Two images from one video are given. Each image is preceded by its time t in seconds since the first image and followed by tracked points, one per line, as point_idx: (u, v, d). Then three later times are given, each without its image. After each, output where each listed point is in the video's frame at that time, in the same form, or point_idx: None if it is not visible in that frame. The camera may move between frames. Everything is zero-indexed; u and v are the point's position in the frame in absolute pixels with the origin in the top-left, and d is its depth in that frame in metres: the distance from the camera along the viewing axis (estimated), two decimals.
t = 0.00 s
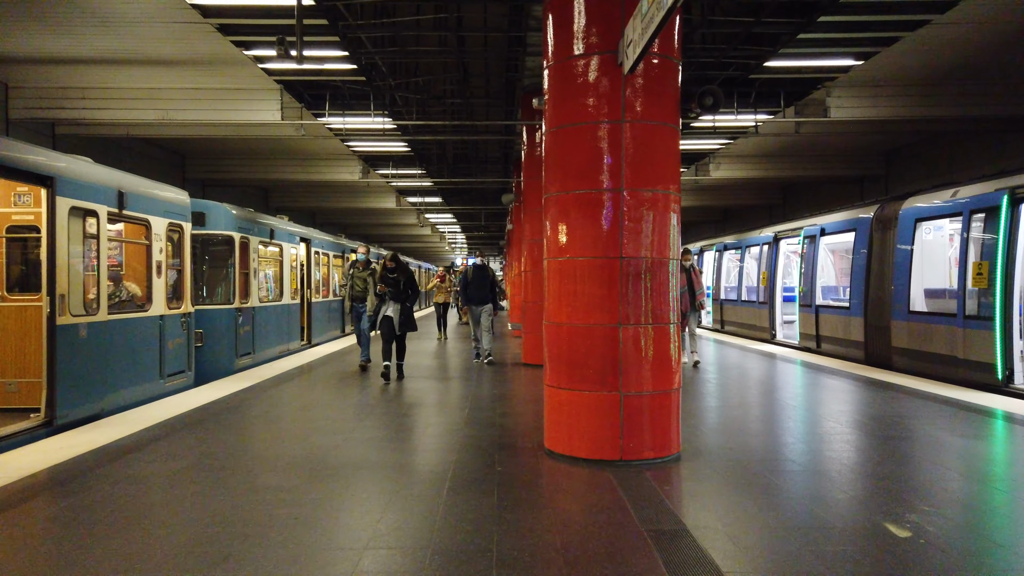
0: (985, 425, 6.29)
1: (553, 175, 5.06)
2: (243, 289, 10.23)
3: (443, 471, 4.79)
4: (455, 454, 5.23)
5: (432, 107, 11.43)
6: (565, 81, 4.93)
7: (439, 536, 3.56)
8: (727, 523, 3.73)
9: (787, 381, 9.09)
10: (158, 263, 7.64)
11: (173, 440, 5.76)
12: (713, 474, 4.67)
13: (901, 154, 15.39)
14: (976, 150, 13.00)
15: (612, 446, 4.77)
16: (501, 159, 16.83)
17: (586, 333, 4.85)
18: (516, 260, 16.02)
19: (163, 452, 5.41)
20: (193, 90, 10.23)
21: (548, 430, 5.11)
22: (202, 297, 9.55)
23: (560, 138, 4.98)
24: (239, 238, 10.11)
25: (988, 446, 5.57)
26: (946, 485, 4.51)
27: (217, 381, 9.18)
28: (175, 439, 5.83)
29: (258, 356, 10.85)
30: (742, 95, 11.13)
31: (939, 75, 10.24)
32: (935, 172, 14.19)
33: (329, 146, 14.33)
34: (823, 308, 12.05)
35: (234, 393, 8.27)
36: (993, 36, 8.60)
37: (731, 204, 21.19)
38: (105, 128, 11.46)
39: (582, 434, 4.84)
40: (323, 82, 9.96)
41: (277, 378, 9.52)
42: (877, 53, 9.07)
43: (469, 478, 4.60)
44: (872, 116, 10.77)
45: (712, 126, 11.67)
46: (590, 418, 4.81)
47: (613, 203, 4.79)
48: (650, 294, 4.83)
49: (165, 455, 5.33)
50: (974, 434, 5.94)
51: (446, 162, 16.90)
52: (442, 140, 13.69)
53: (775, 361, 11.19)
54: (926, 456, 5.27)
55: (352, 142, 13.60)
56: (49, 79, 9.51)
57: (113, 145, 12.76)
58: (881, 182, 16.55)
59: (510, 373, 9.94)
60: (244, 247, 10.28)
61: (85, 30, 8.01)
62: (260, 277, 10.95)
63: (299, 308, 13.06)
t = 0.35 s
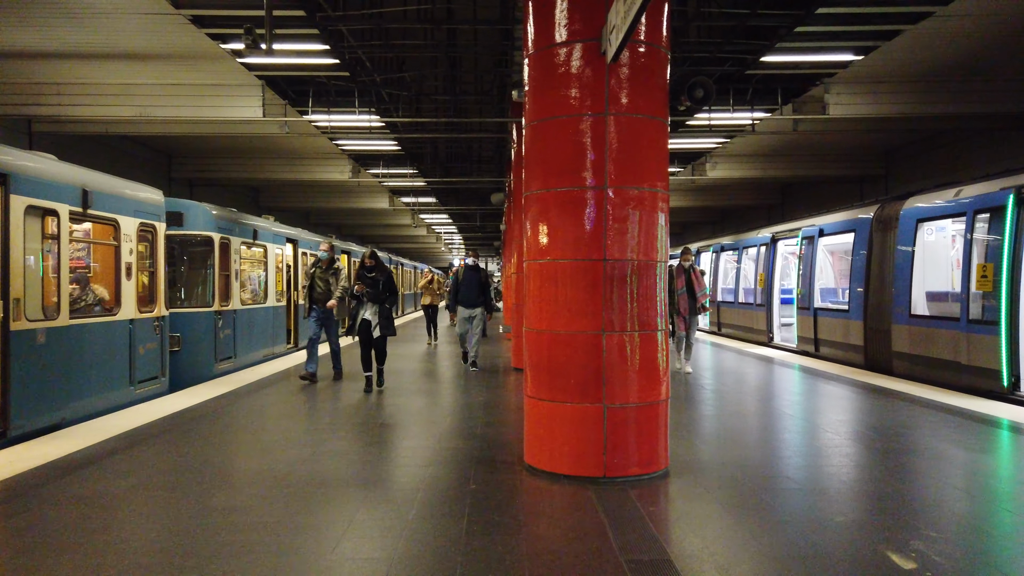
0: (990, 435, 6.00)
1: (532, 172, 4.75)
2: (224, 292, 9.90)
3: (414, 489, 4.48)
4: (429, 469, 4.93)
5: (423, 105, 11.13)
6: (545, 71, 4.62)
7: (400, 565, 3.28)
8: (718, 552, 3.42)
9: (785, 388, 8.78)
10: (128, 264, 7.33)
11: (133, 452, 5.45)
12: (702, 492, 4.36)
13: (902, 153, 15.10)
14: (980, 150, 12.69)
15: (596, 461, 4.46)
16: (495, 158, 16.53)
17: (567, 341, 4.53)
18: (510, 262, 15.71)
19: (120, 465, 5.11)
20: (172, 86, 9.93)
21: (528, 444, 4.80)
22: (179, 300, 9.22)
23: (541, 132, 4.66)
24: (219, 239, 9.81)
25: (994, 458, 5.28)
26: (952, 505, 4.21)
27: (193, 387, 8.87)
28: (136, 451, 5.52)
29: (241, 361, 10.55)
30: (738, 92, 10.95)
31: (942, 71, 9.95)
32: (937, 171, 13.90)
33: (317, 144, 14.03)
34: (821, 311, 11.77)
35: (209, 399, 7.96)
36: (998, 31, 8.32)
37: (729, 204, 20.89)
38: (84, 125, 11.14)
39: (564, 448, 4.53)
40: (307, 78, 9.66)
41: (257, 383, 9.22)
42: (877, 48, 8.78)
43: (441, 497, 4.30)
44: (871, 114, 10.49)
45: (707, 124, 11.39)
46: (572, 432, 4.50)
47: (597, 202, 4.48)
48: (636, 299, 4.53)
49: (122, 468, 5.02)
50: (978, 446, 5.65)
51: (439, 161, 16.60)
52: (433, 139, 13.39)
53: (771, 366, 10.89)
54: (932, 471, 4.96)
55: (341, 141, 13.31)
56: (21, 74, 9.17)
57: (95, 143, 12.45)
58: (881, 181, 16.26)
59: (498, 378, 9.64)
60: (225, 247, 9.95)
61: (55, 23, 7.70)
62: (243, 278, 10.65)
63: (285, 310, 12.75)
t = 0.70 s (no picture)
0: (988, 442, 5.80)
1: (509, 166, 4.51)
2: (205, 293, 9.66)
3: (384, 501, 4.24)
4: (401, 479, 4.69)
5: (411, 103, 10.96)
6: (522, 59, 4.39)
7: None
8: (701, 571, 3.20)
9: (779, 391, 8.55)
10: (100, 265, 7.10)
11: (95, 460, 5.20)
12: (688, 505, 4.14)
13: (899, 153, 14.91)
14: (978, 149, 12.50)
15: (575, 471, 4.23)
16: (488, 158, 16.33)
17: (545, 344, 4.30)
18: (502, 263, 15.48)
19: (77, 474, 4.85)
20: (152, 82, 9.69)
21: (505, 453, 4.56)
22: (158, 302, 8.97)
23: (518, 124, 4.42)
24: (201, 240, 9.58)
25: (993, 467, 5.08)
26: (951, 518, 4.00)
27: (172, 391, 8.62)
28: (98, 458, 5.27)
29: (223, 364, 10.31)
30: (732, 90, 10.89)
31: (939, 67, 9.75)
32: (935, 171, 13.71)
33: (306, 143, 13.81)
34: (817, 313, 11.55)
35: (185, 404, 7.72)
36: (997, 25, 8.13)
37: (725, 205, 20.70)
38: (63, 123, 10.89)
39: (542, 457, 4.29)
40: (291, 74, 9.45)
41: (238, 387, 8.99)
42: (874, 43, 8.58)
43: (411, 510, 4.06)
44: (867, 112, 10.29)
45: (702, 122, 11.18)
46: (550, 441, 4.27)
47: (576, 197, 4.26)
48: (617, 300, 4.31)
49: (79, 478, 4.77)
50: (976, 452, 5.45)
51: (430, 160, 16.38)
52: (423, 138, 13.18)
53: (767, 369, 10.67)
54: (930, 481, 4.74)
55: (329, 140, 13.10)
56: None
57: (77, 141, 12.21)
58: (878, 181, 16.08)
59: (486, 382, 9.41)
60: (206, 247, 9.72)
61: (25, 16, 7.47)
62: (226, 279, 10.41)
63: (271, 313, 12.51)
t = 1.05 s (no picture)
0: (986, 450, 5.63)
1: (486, 164, 4.32)
2: (189, 296, 9.48)
3: (355, 514, 4.06)
4: (376, 489, 4.51)
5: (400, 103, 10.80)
6: (499, 52, 4.21)
7: None
8: None
9: (773, 397, 8.37)
10: (75, 267, 6.92)
11: (60, 469, 5.02)
12: (673, 518, 3.97)
13: (897, 153, 14.76)
14: (976, 150, 12.34)
15: (555, 483, 4.05)
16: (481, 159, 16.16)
17: (523, 350, 4.12)
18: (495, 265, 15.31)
19: (39, 485, 4.66)
20: (135, 81, 9.52)
21: (483, 464, 4.36)
22: (139, 305, 8.78)
23: (495, 120, 4.24)
24: (185, 241, 9.39)
25: (991, 477, 4.91)
26: (947, 532, 3.84)
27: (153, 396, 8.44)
28: (65, 466, 5.09)
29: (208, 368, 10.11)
30: (726, 90, 10.85)
31: (936, 66, 9.61)
32: (933, 172, 13.56)
33: (296, 144, 13.65)
34: (812, 316, 11.38)
35: (164, 409, 7.55)
36: (995, 23, 7.98)
37: (721, 207, 20.56)
38: (45, 122, 10.72)
39: (520, 469, 4.11)
40: (278, 72, 9.31)
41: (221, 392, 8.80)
42: (870, 41, 8.42)
43: (383, 524, 3.87)
44: (863, 111, 10.14)
45: (696, 123, 11.01)
46: (528, 450, 4.09)
47: (555, 197, 4.09)
48: (598, 305, 4.15)
49: (42, 488, 4.59)
50: (974, 462, 5.29)
51: (423, 161, 16.23)
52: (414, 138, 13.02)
53: (762, 373, 10.49)
54: (926, 491, 4.57)
55: (320, 141, 12.94)
56: None
57: (62, 141, 12.03)
58: (875, 183, 15.93)
59: (475, 386, 9.22)
60: (191, 249, 9.55)
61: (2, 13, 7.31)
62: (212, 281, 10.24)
63: (259, 315, 12.33)
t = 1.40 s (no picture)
0: (986, 456, 5.47)
1: (467, 160, 4.16)
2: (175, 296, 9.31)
3: (330, 522, 3.89)
4: (353, 496, 4.34)
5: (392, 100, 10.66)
6: (481, 44, 4.05)
7: None
8: None
9: (769, 400, 8.21)
10: (54, 266, 6.76)
11: (31, 474, 4.86)
12: (661, 529, 3.81)
13: (896, 154, 14.63)
14: (975, 150, 12.21)
15: (538, 492, 3.89)
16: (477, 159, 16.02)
17: (505, 353, 3.96)
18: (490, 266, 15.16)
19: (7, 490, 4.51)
20: (121, 78, 9.37)
21: (464, 472, 4.19)
22: (123, 306, 8.62)
23: (478, 113, 4.07)
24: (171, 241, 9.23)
25: (991, 484, 4.76)
26: (948, 543, 3.68)
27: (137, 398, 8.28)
28: (34, 471, 4.91)
29: (195, 370, 9.95)
30: (722, 87, 10.83)
31: (934, 63, 9.47)
32: (931, 172, 13.44)
33: (289, 143, 13.50)
34: (809, 317, 11.23)
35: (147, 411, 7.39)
36: (995, 19, 7.85)
37: (718, 207, 20.40)
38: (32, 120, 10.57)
39: (502, 477, 3.94)
40: (267, 69, 9.17)
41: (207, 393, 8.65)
42: (867, 37, 8.29)
43: (357, 534, 3.71)
44: (861, 110, 10.01)
45: (691, 121, 10.87)
46: (510, 458, 3.92)
47: (539, 193, 3.92)
48: (584, 305, 3.99)
49: (8, 494, 4.42)
50: (974, 468, 5.13)
51: (417, 160, 16.07)
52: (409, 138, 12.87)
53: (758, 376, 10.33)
54: (926, 500, 4.41)
55: (312, 139, 12.79)
56: None
57: (51, 139, 11.89)
58: (874, 183, 15.80)
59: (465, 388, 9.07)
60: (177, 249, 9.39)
61: None
62: (199, 281, 10.08)
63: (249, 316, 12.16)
